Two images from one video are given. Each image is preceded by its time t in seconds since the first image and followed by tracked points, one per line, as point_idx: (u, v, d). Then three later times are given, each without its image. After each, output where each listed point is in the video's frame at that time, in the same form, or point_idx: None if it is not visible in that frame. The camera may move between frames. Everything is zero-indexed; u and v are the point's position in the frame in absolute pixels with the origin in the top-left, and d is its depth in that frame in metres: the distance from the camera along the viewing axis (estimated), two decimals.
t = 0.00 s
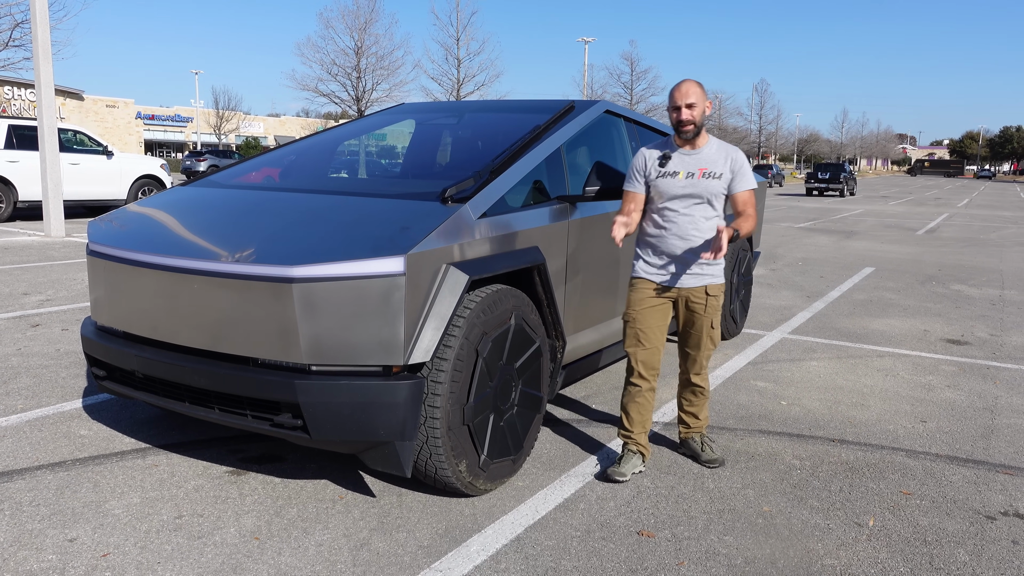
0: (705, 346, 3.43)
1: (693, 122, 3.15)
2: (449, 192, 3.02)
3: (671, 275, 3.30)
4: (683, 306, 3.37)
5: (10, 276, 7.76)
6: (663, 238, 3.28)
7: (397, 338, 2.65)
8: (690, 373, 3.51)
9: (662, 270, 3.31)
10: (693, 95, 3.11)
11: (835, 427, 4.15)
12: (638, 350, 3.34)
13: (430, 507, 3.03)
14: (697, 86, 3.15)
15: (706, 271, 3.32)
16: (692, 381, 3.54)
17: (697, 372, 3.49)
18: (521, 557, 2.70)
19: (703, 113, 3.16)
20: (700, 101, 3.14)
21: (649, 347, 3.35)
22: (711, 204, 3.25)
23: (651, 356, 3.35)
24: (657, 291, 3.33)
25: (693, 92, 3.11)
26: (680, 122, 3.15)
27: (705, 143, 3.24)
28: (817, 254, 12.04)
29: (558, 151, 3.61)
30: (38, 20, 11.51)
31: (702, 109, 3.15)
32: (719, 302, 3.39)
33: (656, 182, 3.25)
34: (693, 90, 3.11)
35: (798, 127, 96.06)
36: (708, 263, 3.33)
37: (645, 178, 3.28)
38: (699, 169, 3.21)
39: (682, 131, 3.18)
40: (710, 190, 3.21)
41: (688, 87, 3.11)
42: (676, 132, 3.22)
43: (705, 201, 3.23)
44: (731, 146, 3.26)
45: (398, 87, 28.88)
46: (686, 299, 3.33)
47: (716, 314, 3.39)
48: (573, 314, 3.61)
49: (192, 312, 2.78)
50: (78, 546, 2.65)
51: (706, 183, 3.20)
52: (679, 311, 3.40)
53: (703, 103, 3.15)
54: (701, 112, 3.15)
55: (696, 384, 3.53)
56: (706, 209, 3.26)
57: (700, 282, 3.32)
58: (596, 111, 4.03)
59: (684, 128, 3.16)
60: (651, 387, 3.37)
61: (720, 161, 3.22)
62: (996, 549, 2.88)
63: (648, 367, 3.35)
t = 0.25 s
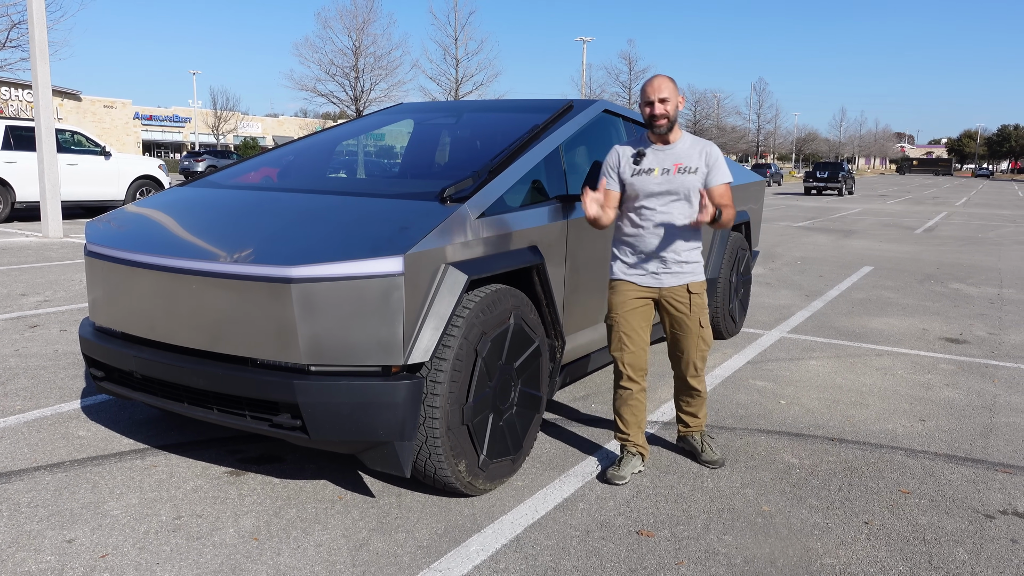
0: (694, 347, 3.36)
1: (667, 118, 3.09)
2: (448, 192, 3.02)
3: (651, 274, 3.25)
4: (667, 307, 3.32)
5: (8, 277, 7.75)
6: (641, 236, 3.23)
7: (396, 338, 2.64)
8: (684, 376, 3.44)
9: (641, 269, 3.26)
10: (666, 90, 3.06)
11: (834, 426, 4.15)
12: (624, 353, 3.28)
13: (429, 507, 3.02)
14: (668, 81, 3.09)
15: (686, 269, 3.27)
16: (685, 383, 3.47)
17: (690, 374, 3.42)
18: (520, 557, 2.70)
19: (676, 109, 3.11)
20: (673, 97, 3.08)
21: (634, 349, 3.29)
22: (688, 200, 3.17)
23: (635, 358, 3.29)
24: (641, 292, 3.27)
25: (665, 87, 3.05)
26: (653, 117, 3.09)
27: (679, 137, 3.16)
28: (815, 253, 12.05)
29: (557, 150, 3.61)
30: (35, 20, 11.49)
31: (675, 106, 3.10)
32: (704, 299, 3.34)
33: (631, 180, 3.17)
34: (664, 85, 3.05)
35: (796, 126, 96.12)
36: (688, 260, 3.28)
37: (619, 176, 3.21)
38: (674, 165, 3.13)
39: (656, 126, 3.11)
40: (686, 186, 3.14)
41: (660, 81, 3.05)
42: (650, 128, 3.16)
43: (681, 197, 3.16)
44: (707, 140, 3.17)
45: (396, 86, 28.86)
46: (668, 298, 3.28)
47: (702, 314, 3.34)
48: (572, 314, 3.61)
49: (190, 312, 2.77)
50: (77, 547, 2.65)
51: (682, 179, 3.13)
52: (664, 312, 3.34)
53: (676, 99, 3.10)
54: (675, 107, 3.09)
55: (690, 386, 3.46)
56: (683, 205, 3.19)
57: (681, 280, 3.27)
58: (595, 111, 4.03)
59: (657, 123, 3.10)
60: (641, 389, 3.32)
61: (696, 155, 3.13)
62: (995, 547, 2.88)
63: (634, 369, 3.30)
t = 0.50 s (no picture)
0: (688, 348, 3.31)
1: (645, 117, 3.10)
2: (450, 193, 3.02)
3: (639, 274, 3.23)
4: (659, 307, 3.28)
5: (10, 277, 7.75)
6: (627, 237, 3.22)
7: (398, 339, 2.64)
8: (680, 380, 3.38)
9: (628, 269, 3.24)
10: (643, 88, 3.06)
11: (835, 427, 4.15)
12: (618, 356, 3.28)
13: (430, 508, 3.02)
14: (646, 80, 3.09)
15: (675, 269, 3.24)
16: (681, 388, 3.40)
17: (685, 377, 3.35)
18: (522, 558, 2.70)
19: (654, 107, 3.11)
20: (650, 95, 3.08)
21: (631, 350, 3.29)
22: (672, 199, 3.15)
23: (633, 358, 3.30)
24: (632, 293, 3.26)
25: (642, 86, 3.05)
26: (632, 116, 3.09)
27: (661, 137, 3.15)
28: (817, 254, 12.04)
29: (558, 151, 3.61)
30: (37, 21, 11.49)
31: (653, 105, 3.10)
32: (696, 297, 3.30)
33: (614, 182, 3.17)
34: (642, 83, 3.05)
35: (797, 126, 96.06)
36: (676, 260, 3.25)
37: (602, 179, 3.20)
38: (656, 164, 3.12)
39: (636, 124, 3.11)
40: (669, 184, 3.12)
41: (637, 80, 3.06)
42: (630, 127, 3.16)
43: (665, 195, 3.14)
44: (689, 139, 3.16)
45: (397, 87, 28.86)
46: (658, 298, 3.25)
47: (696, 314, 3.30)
48: (573, 314, 3.61)
49: (192, 313, 2.78)
50: (78, 547, 2.65)
51: (665, 177, 3.11)
52: (657, 312, 3.31)
53: (653, 97, 3.10)
54: (652, 105, 3.10)
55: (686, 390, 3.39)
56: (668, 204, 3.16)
57: (670, 279, 3.24)
58: (596, 112, 4.03)
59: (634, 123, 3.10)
60: (640, 390, 3.33)
61: (678, 154, 3.11)
62: (997, 548, 2.88)
63: (632, 370, 3.29)
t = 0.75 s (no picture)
0: (682, 352, 3.18)
1: (638, 121, 3.07)
2: (452, 195, 3.03)
3: (633, 277, 3.16)
4: (653, 308, 3.20)
5: (13, 279, 7.77)
6: (621, 240, 3.17)
7: (400, 341, 2.64)
8: (675, 388, 3.23)
9: (624, 273, 3.18)
10: (635, 95, 3.03)
11: (838, 429, 4.14)
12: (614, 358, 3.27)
13: (433, 510, 3.02)
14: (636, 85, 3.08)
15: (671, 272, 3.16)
16: (676, 398, 3.24)
17: (680, 385, 3.21)
18: (524, 560, 2.70)
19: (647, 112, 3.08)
20: (642, 100, 3.05)
21: (629, 352, 3.26)
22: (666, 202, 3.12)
23: (632, 360, 3.28)
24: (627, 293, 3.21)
25: (632, 91, 3.03)
26: (624, 122, 3.07)
27: (654, 140, 3.13)
28: (820, 255, 12.04)
29: (560, 154, 3.61)
30: (40, 23, 11.51)
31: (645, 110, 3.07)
32: (692, 298, 3.19)
33: (607, 187, 3.16)
34: (634, 89, 3.03)
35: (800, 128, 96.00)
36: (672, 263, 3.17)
37: (596, 186, 3.22)
38: (648, 167, 3.10)
39: (628, 130, 3.08)
40: (661, 186, 3.09)
41: (628, 86, 3.04)
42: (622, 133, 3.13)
43: (657, 198, 3.11)
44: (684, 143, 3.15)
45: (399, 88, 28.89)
46: (652, 300, 3.16)
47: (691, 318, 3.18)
48: (575, 317, 3.61)
49: (195, 315, 2.78)
50: (81, 549, 2.65)
51: (657, 179, 3.09)
52: (653, 314, 3.21)
53: (646, 101, 3.07)
54: (645, 111, 3.07)
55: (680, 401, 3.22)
56: (660, 206, 3.13)
57: (665, 281, 3.15)
58: (599, 113, 4.03)
59: (626, 129, 3.07)
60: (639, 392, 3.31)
61: (670, 156, 3.10)
62: (1001, 551, 2.87)
63: (630, 372, 3.28)
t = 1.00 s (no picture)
0: (672, 357, 3.14)
1: (641, 120, 3.06)
2: (454, 196, 3.04)
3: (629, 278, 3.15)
4: (649, 312, 3.17)
5: (16, 280, 7.78)
6: (618, 240, 3.17)
7: (402, 342, 2.64)
8: (664, 395, 3.18)
9: (620, 274, 3.18)
10: (639, 93, 3.04)
11: (841, 431, 4.14)
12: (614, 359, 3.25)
13: (435, 511, 3.02)
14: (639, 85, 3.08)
15: (668, 274, 3.12)
16: (666, 405, 3.18)
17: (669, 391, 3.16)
18: (527, 561, 2.70)
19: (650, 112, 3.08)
20: (645, 99, 3.06)
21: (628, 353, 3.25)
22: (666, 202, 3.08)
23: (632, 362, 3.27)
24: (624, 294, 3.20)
25: (635, 90, 3.03)
26: (627, 121, 3.06)
27: (656, 140, 3.11)
28: (822, 257, 12.03)
29: (562, 155, 3.61)
30: (43, 25, 11.54)
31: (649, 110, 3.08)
32: (687, 305, 3.15)
33: (607, 186, 3.16)
34: (637, 89, 3.03)
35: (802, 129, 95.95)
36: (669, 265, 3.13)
37: (598, 185, 3.21)
38: (648, 167, 3.08)
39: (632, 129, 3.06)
40: (659, 186, 3.06)
41: (631, 85, 3.04)
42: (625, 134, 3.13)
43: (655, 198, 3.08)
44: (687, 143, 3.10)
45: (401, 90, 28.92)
46: (648, 302, 3.14)
47: (683, 323, 3.14)
48: (577, 318, 3.61)
49: (197, 316, 2.78)
50: (84, 550, 2.66)
51: (655, 180, 3.06)
52: (648, 318, 3.19)
53: (649, 101, 3.07)
54: (648, 110, 3.07)
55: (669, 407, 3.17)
56: (659, 207, 3.10)
57: (661, 284, 3.12)
58: (601, 114, 4.03)
59: (629, 129, 3.07)
60: (636, 394, 3.29)
61: (670, 156, 3.06)
62: (1004, 552, 2.87)
63: (630, 373, 3.27)
